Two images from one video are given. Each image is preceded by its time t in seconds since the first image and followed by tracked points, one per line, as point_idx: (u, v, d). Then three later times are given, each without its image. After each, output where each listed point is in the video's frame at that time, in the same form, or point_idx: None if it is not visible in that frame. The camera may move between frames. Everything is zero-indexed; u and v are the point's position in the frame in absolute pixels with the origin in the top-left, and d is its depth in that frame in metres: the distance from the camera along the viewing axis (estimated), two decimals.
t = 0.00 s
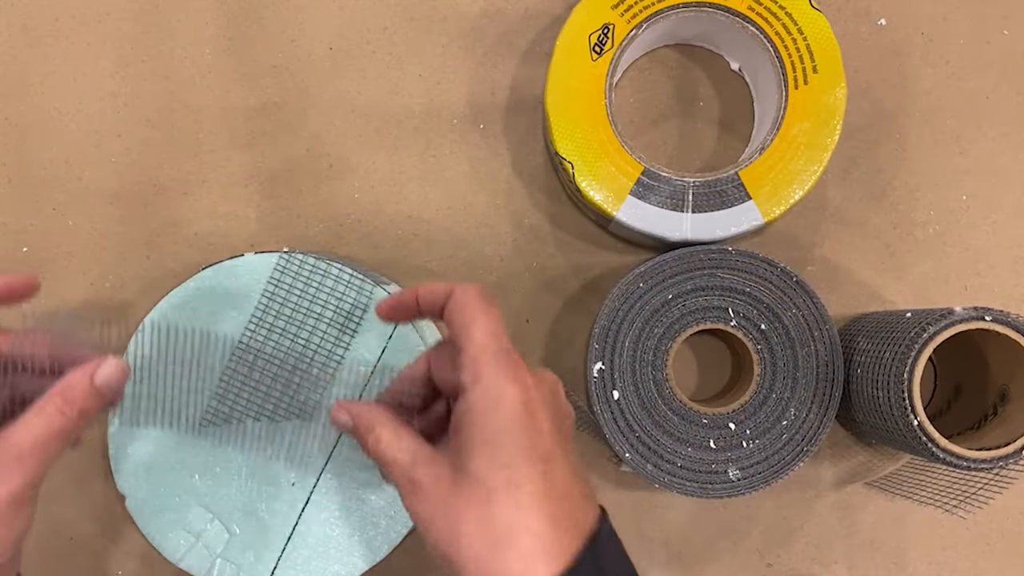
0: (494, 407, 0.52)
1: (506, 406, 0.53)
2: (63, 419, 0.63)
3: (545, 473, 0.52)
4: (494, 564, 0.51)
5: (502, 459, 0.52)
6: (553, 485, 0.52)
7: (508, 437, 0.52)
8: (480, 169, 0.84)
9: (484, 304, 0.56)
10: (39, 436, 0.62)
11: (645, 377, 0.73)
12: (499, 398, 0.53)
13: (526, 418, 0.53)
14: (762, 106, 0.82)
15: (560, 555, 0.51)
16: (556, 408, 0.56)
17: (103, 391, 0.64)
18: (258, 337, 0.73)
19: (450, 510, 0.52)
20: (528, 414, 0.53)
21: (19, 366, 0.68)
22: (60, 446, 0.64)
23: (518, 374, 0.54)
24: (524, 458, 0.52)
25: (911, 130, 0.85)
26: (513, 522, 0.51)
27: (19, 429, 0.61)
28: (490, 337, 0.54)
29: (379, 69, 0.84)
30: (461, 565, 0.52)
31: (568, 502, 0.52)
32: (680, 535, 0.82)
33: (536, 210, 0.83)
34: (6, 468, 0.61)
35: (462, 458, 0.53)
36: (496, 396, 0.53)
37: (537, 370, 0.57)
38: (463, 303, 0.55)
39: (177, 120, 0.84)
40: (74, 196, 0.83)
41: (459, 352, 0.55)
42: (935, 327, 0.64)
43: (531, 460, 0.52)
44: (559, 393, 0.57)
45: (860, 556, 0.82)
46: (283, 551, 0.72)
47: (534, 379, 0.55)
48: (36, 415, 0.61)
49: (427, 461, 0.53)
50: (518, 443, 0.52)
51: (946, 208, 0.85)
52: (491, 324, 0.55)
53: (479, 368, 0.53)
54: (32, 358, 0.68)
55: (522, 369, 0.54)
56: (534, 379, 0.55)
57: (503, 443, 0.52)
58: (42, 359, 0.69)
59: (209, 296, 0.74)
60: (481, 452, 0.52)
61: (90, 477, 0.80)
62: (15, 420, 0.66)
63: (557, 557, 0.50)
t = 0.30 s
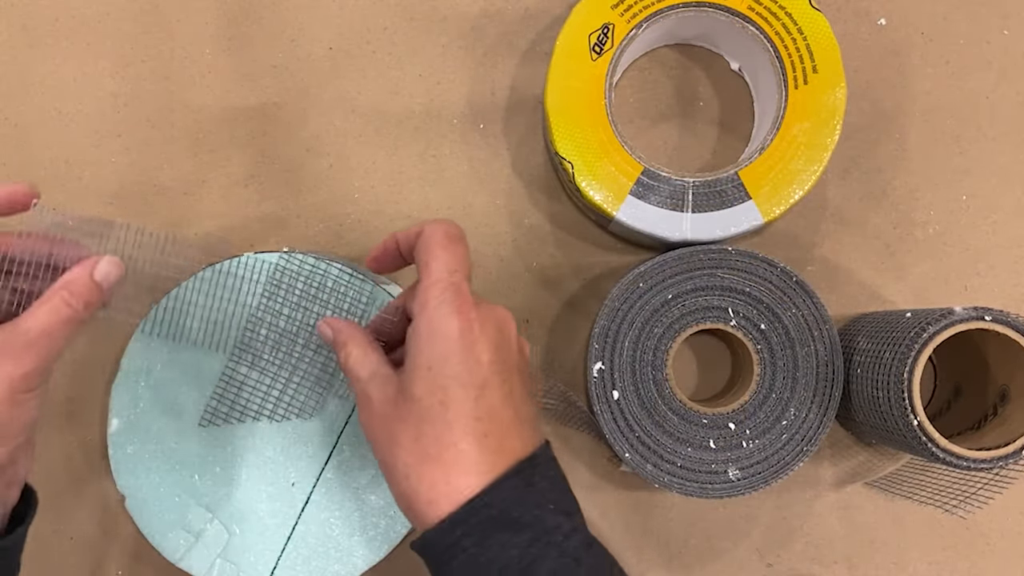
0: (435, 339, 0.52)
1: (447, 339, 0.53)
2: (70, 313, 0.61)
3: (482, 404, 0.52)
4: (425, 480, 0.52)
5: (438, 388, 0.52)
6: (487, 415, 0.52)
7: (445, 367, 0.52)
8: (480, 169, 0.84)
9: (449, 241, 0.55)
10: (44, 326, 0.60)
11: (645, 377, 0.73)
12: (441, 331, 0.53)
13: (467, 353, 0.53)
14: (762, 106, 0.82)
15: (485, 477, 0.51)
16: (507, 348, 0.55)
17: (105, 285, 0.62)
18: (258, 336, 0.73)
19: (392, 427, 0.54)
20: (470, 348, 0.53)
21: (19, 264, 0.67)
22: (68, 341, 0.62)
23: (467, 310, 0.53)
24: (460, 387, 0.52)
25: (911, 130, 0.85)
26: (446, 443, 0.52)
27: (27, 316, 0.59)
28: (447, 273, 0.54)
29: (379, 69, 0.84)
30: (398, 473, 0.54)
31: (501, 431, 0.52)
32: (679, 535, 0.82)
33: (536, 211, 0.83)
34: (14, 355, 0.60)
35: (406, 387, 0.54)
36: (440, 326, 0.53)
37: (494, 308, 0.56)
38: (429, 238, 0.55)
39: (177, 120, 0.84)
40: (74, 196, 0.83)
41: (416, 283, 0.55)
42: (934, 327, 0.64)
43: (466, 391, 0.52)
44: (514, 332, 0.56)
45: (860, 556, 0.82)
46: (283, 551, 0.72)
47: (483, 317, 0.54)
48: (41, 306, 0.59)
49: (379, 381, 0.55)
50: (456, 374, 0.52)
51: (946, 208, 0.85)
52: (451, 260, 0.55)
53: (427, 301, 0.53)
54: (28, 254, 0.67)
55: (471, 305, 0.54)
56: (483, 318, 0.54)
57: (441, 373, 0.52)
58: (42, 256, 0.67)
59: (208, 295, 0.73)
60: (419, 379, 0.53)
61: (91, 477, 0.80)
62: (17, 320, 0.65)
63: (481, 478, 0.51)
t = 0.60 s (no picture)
0: (464, 355, 0.53)
1: (477, 356, 0.53)
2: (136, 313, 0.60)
3: (515, 421, 0.52)
4: (461, 503, 0.52)
5: (469, 405, 0.52)
6: (521, 433, 0.52)
7: (476, 384, 0.52)
8: (480, 169, 0.84)
9: (478, 251, 0.56)
10: (111, 322, 0.59)
11: (646, 377, 0.73)
12: (470, 346, 0.53)
13: (497, 369, 0.53)
14: (761, 106, 0.82)
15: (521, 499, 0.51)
16: (541, 360, 0.54)
17: (173, 291, 0.62)
18: (259, 335, 0.73)
19: (426, 446, 0.54)
20: (499, 364, 0.53)
21: (89, 261, 0.69)
22: (132, 333, 0.62)
23: (496, 324, 0.53)
24: (491, 405, 0.52)
25: (911, 130, 0.85)
26: (477, 465, 0.52)
27: (96, 308, 0.59)
28: (477, 286, 0.54)
29: (379, 69, 0.85)
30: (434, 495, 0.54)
31: (536, 449, 0.52)
32: (679, 535, 0.82)
33: (536, 211, 0.83)
34: (82, 346, 0.58)
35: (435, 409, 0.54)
36: (470, 343, 0.53)
37: (526, 319, 0.55)
38: (459, 249, 0.56)
39: (177, 120, 0.84)
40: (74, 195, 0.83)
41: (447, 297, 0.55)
42: (933, 327, 0.64)
43: (497, 408, 0.52)
44: (550, 343, 0.56)
45: (860, 556, 0.82)
46: (283, 550, 0.72)
47: (512, 330, 0.54)
48: (111, 302, 0.58)
49: (418, 398, 0.56)
50: (485, 391, 0.52)
51: (946, 208, 0.85)
52: (480, 271, 0.55)
53: (458, 316, 0.54)
54: (98, 252, 0.70)
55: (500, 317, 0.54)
56: (514, 331, 0.54)
57: (472, 391, 0.52)
58: (111, 256, 0.70)
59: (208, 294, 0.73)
60: (449, 397, 0.53)
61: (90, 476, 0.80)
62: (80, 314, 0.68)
63: (518, 500, 0.51)
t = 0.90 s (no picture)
0: (430, 403, 0.54)
1: (441, 403, 0.54)
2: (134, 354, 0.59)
3: (482, 466, 0.53)
4: (435, 546, 0.54)
5: (436, 452, 0.54)
6: (489, 478, 0.53)
7: (441, 431, 0.54)
8: (480, 170, 0.84)
9: (438, 292, 0.56)
10: (111, 365, 0.57)
11: (646, 378, 0.73)
12: (435, 393, 0.54)
13: (462, 414, 0.54)
14: (762, 106, 0.82)
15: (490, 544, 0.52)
16: (509, 400, 0.55)
17: (167, 327, 0.60)
18: (259, 334, 0.73)
19: (403, 489, 0.56)
20: (463, 409, 0.54)
21: (80, 300, 0.67)
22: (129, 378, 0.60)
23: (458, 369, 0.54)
24: (458, 450, 0.54)
25: (911, 130, 0.85)
26: (446, 510, 0.53)
27: (94, 352, 0.57)
28: (438, 331, 0.55)
29: (379, 68, 0.84)
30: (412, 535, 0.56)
31: (504, 492, 0.53)
32: (679, 535, 0.82)
33: (536, 211, 0.83)
34: (86, 392, 0.57)
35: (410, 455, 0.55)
36: (434, 394, 0.54)
37: (493, 357, 0.56)
38: (418, 291, 0.56)
39: (177, 120, 0.84)
40: (74, 196, 0.83)
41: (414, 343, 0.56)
42: (934, 327, 0.64)
43: (463, 454, 0.53)
44: (520, 380, 0.56)
45: (860, 556, 0.82)
46: (283, 550, 0.72)
47: (477, 372, 0.54)
48: (106, 346, 0.57)
49: (396, 437, 0.58)
50: (451, 438, 0.54)
51: (946, 208, 0.85)
52: (441, 313, 0.55)
53: (423, 362, 0.55)
54: (87, 290, 0.67)
55: (465, 359, 0.54)
56: (480, 373, 0.54)
57: (438, 439, 0.54)
58: (99, 293, 0.67)
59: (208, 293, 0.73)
60: (419, 443, 0.55)
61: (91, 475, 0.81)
62: (77, 355, 0.66)
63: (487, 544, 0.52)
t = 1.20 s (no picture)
0: (443, 392, 0.54)
1: (452, 391, 0.54)
2: (160, 339, 0.61)
3: (493, 455, 0.53)
4: (445, 533, 0.54)
5: (447, 439, 0.54)
6: (500, 467, 0.53)
7: (453, 419, 0.54)
8: (480, 169, 0.84)
9: (452, 285, 0.55)
10: (139, 351, 0.59)
11: (646, 378, 0.73)
12: (448, 381, 0.54)
13: (474, 403, 0.54)
14: (762, 106, 0.82)
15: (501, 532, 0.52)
16: (521, 391, 0.55)
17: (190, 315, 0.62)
18: (258, 334, 0.73)
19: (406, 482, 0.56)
20: (476, 398, 0.54)
21: (105, 287, 0.67)
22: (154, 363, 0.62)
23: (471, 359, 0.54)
24: (470, 439, 0.53)
25: (911, 130, 0.85)
26: (456, 497, 0.53)
27: (122, 338, 0.58)
28: (452, 322, 0.55)
29: (379, 68, 0.84)
30: (416, 523, 0.56)
31: (515, 481, 0.53)
32: (679, 535, 0.82)
33: (536, 211, 0.83)
34: (118, 376, 0.59)
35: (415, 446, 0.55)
36: (447, 384, 0.54)
37: (506, 350, 0.56)
38: (433, 284, 0.56)
39: (177, 120, 0.84)
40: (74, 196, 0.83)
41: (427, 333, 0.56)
42: (934, 327, 0.64)
43: (474, 442, 0.53)
44: (532, 372, 0.56)
45: (860, 556, 0.82)
46: (283, 550, 0.72)
47: (490, 362, 0.54)
48: (135, 333, 0.58)
49: (408, 429, 0.58)
50: (463, 426, 0.54)
51: (946, 208, 0.85)
52: (456, 306, 0.55)
53: (436, 352, 0.55)
54: (112, 277, 0.67)
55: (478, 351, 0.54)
56: (493, 363, 0.54)
57: (450, 427, 0.54)
58: (124, 280, 0.67)
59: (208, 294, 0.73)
60: (431, 431, 0.54)
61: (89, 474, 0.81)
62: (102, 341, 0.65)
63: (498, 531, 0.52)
